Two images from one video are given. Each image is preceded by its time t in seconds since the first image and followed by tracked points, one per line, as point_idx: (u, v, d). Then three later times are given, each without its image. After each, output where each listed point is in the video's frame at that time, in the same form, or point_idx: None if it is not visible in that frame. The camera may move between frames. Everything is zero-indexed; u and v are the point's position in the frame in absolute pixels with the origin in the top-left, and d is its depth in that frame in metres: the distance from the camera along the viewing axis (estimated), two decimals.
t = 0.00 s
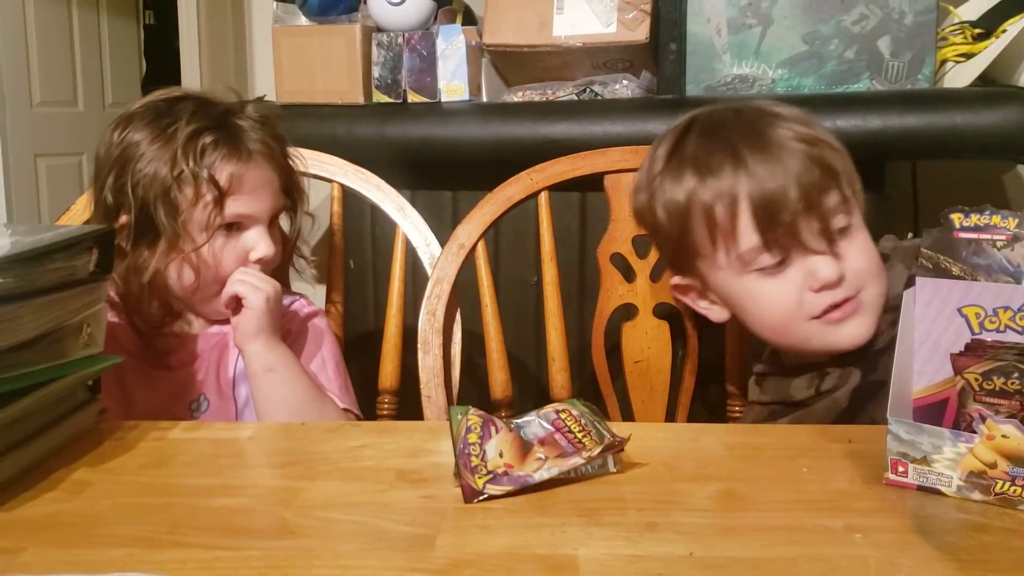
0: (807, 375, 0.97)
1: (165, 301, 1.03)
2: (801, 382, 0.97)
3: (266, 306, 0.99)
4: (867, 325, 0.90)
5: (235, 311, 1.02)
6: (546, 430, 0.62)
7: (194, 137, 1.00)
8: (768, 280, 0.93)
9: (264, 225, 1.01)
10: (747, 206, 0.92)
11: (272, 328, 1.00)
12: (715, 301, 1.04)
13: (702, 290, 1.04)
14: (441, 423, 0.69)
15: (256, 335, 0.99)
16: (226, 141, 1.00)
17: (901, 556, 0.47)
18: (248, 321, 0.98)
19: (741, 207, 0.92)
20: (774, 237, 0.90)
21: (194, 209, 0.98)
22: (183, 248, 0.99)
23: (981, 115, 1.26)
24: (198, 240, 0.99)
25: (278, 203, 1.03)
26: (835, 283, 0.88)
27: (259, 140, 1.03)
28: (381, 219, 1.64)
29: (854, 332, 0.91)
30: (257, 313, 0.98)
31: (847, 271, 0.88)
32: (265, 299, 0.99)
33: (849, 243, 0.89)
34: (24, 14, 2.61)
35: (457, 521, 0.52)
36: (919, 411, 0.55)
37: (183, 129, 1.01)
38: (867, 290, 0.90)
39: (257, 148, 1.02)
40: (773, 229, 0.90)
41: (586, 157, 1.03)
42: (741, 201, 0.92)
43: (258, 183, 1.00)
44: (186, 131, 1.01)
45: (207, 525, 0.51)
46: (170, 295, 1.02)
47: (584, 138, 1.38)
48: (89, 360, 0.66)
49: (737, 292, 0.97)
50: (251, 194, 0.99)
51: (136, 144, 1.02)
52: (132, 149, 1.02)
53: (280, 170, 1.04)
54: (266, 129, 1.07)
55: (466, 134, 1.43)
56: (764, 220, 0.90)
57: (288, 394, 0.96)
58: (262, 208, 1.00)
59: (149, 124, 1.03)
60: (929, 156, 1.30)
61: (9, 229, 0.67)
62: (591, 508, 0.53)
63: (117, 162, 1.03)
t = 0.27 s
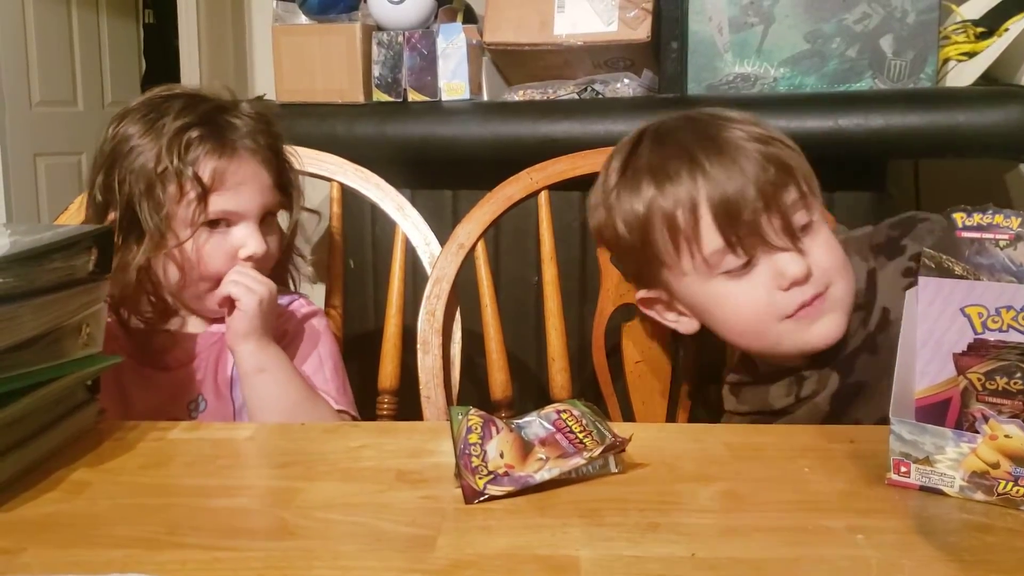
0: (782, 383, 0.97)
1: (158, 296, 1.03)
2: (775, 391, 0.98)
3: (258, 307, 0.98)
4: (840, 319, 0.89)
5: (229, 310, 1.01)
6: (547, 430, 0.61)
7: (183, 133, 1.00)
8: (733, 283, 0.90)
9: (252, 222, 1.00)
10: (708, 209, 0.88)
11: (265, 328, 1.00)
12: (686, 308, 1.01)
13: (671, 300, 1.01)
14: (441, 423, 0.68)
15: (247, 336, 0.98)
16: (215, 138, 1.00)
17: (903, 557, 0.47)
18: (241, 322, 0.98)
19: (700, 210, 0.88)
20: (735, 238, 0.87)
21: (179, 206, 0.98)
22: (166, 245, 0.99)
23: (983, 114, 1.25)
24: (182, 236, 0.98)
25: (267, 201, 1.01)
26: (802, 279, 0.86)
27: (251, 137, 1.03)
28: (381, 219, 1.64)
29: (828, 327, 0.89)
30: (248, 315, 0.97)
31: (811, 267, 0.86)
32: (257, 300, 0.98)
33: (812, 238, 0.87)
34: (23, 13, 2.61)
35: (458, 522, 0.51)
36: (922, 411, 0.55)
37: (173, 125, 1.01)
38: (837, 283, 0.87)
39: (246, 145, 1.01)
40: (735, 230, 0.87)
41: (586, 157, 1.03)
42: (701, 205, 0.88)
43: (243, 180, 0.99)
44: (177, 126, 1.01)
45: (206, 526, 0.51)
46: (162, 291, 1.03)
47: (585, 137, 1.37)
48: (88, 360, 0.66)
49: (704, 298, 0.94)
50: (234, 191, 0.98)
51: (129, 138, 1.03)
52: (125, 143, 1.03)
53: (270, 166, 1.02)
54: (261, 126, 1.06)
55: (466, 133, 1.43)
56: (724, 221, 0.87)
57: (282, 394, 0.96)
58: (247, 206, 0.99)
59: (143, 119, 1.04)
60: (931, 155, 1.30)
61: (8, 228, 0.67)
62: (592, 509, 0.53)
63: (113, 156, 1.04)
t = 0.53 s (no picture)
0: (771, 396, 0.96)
1: (159, 295, 1.03)
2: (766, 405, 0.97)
3: (257, 309, 0.97)
4: (813, 326, 0.87)
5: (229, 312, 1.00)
6: (547, 430, 0.62)
7: (188, 131, 1.01)
8: (702, 306, 0.85)
9: (253, 222, 1.00)
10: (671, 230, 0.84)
11: (264, 330, 0.99)
12: (652, 328, 0.96)
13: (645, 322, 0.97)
14: (442, 423, 0.69)
15: (245, 338, 0.98)
16: (218, 137, 1.01)
17: (901, 556, 0.47)
18: (239, 325, 0.97)
19: (665, 232, 0.84)
20: (702, 259, 0.83)
21: (180, 203, 0.98)
22: (164, 241, 0.99)
23: (983, 115, 1.25)
24: (180, 233, 0.99)
25: (269, 202, 1.01)
26: (773, 296, 0.82)
27: (255, 138, 1.03)
28: (383, 220, 1.64)
29: (801, 338, 0.86)
30: (247, 317, 0.97)
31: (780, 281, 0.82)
32: (256, 302, 0.97)
33: (777, 251, 0.83)
34: (26, 15, 2.62)
35: (459, 522, 0.52)
36: (921, 411, 0.55)
37: (178, 123, 1.02)
38: (807, 292, 0.85)
39: (250, 145, 1.02)
40: (699, 250, 0.82)
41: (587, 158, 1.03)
42: (663, 227, 0.84)
43: (244, 179, 0.99)
44: (181, 124, 1.02)
45: (209, 526, 0.51)
46: (162, 290, 1.02)
47: (586, 139, 1.38)
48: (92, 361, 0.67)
49: (673, 319, 0.89)
50: (235, 190, 0.99)
51: (135, 135, 1.04)
52: (131, 140, 1.04)
53: (274, 167, 1.03)
54: (266, 128, 1.07)
55: (467, 135, 1.43)
56: (689, 242, 0.83)
57: (280, 395, 0.96)
58: (248, 205, 0.99)
59: (149, 116, 1.05)
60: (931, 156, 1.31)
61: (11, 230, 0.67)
62: (592, 508, 0.53)
63: (118, 153, 1.05)
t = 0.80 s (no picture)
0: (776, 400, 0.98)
1: (160, 293, 1.03)
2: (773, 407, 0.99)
3: (257, 313, 0.97)
4: (805, 332, 0.88)
5: (228, 314, 1.00)
6: (548, 431, 0.62)
7: (194, 130, 1.02)
8: (688, 316, 0.90)
9: (256, 223, 1.00)
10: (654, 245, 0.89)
11: (263, 332, 0.99)
12: (655, 333, 1.00)
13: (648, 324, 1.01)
14: (443, 423, 0.69)
15: (243, 341, 0.98)
16: (224, 137, 1.01)
17: (902, 557, 0.47)
18: (237, 328, 0.97)
19: (648, 248, 0.88)
20: (684, 274, 0.87)
21: (184, 203, 0.99)
22: (167, 239, 0.99)
23: (984, 115, 1.25)
24: (183, 231, 0.99)
25: (273, 204, 1.01)
26: (755, 307, 0.85)
27: (261, 139, 1.03)
28: (384, 221, 1.65)
29: (792, 345, 0.88)
30: (246, 321, 0.97)
31: (762, 293, 0.85)
32: (255, 307, 0.97)
33: (760, 263, 0.86)
34: (27, 15, 2.62)
35: (459, 522, 0.52)
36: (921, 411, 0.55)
37: (185, 122, 1.03)
38: (795, 301, 0.87)
39: (255, 147, 1.02)
40: (680, 265, 0.86)
41: (588, 158, 1.02)
42: (646, 243, 0.89)
43: (248, 180, 0.99)
44: (188, 123, 1.02)
45: (210, 526, 0.51)
46: (163, 288, 1.03)
47: (587, 139, 1.38)
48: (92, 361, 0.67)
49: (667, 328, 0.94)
50: (240, 191, 0.99)
51: (143, 133, 1.05)
52: (139, 138, 1.05)
53: (279, 170, 1.03)
54: (273, 130, 1.07)
55: (468, 135, 1.44)
56: (670, 258, 0.87)
57: (278, 396, 0.96)
58: (250, 206, 0.99)
59: (158, 114, 1.05)
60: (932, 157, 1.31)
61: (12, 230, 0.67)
62: (593, 509, 0.53)
63: (126, 150, 1.06)
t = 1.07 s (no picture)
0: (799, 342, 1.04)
1: (159, 292, 1.03)
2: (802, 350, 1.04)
3: (253, 316, 0.97)
4: (844, 283, 0.96)
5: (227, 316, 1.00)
6: (549, 431, 0.61)
7: (196, 131, 1.02)
8: (728, 256, 1.00)
9: (254, 226, 1.00)
10: (706, 189, 0.96)
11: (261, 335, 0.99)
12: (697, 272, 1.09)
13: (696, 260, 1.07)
14: (444, 423, 0.69)
15: (239, 344, 0.97)
16: (224, 138, 1.01)
17: (903, 558, 0.47)
18: (234, 331, 0.97)
19: (697, 192, 0.96)
20: (728, 215, 0.96)
21: (183, 204, 0.99)
22: (166, 239, 1.00)
23: (985, 115, 1.26)
24: (181, 232, 1.00)
25: (272, 207, 1.01)
26: (793, 254, 0.94)
27: (262, 141, 1.03)
28: (385, 221, 1.65)
29: (829, 294, 0.96)
30: (242, 325, 0.97)
31: (802, 241, 0.94)
32: (252, 311, 0.97)
33: (807, 212, 0.94)
34: (27, 15, 2.61)
35: (460, 522, 0.52)
36: (922, 411, 0.55)
37: (187, 123, 1.03)
38: (833, 251, 0.94)
39: (256, 149, 1.02)
40: (729, 208, 0.95)
41: (588, 158, 1.01)
42: (699, 186, 0.96)
43: (247, 183, 0.99)
44: (188, 123, 1.03)
45: (210, 526, 0.51)
46: (162, 287, 1.03)
47: (588, 139, 1.38)
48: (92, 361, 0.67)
49: (707, 265, 1.03)
50: (239, 193, 0.99)
51: (145, 132, 1.05)
52: (141, 137, 1.05)
53: (279, 173, 1.02)
54: (275, 132, 1.07)
55: (469, 135, 1.44)
56: (716, 202, 0.95)
57: (275, 398, 0.95)
58: (249, 208, 0.99)
59: (160, 113, 1.06)
60: (932, 157, 1.31)
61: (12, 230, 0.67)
62: (593, 509, 0.53)
63: (127, 149, 1.06)
